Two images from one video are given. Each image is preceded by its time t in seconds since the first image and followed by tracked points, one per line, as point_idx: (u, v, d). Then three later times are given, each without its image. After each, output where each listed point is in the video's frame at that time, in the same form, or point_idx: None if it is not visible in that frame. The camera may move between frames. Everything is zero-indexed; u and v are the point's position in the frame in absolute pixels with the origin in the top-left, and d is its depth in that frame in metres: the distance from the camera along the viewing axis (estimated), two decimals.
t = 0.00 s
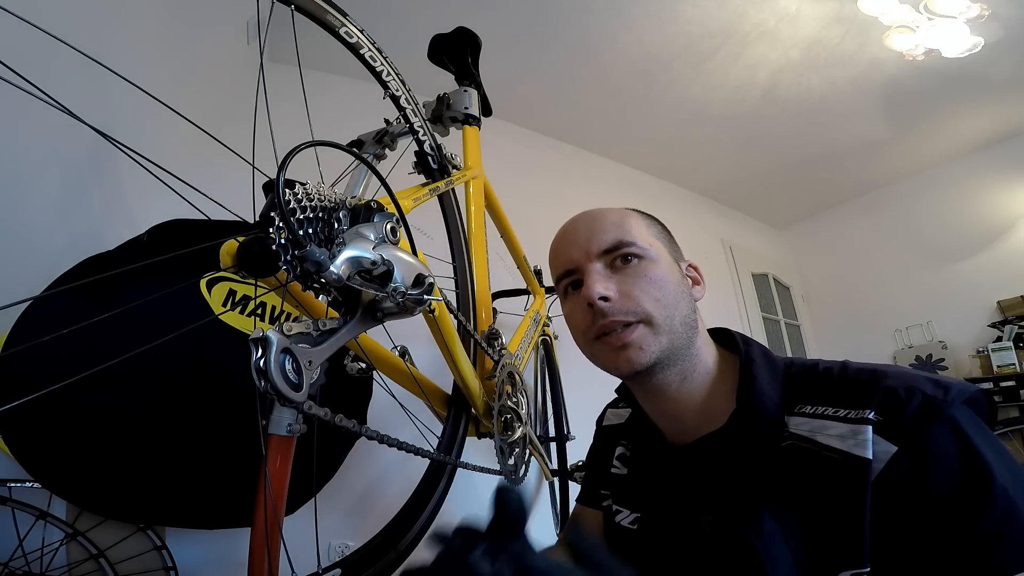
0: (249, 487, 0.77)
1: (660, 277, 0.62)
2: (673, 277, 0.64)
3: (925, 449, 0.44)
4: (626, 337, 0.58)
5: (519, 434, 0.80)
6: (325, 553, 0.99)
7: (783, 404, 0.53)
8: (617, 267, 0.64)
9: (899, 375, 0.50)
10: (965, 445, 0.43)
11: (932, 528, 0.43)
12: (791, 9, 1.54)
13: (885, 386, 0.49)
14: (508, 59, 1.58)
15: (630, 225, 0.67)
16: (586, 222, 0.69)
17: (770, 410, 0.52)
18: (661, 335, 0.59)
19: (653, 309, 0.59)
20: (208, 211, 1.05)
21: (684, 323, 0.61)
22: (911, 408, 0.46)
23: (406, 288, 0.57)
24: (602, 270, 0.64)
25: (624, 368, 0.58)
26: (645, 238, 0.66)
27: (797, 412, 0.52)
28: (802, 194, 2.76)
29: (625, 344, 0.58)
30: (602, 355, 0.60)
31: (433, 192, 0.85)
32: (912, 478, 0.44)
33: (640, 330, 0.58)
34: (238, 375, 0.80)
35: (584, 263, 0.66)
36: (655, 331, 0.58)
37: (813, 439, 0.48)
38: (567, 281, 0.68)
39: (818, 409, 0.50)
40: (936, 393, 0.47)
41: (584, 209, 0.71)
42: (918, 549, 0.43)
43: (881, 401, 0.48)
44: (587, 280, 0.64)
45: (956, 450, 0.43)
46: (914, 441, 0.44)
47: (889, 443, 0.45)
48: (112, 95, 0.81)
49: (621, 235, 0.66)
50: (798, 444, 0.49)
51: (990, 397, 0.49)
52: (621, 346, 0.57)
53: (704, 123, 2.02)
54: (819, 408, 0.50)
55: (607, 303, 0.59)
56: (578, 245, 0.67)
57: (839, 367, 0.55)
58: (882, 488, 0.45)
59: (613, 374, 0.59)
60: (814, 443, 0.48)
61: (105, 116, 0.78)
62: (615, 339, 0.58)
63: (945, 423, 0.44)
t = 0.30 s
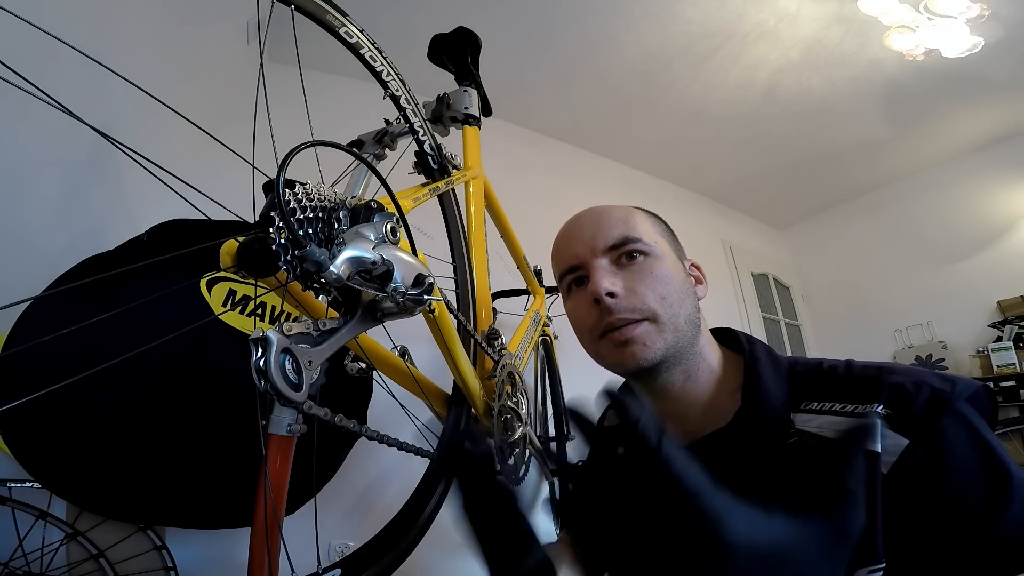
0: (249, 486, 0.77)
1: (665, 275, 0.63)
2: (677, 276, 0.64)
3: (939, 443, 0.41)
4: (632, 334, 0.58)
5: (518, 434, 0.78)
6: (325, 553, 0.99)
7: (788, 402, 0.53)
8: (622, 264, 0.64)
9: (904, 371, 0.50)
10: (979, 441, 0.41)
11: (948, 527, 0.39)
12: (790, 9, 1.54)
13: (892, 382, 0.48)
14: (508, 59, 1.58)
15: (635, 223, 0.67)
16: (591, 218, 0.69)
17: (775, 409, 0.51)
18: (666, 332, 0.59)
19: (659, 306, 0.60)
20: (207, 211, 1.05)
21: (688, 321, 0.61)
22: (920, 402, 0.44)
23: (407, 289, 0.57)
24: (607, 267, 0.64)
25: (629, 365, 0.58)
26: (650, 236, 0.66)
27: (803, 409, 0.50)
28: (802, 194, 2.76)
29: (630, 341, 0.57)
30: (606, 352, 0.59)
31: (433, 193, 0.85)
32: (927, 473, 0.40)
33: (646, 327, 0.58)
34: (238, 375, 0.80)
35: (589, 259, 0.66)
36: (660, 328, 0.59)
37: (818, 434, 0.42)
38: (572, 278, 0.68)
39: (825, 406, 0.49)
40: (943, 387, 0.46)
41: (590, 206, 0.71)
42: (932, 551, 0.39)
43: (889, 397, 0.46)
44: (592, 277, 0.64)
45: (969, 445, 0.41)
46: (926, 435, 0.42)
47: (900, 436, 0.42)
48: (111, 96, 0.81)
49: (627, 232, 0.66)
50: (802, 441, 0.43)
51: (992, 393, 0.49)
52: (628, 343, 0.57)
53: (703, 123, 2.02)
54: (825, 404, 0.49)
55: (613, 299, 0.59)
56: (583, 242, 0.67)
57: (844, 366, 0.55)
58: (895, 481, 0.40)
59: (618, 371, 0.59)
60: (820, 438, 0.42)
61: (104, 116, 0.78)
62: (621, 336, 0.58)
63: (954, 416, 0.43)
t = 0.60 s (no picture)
0: (249, 487, 0.77)
1: (665, 279, 0.62)
2: (677, 279, 0.64)
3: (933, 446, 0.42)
4: (632, 339, 0.58)
5: (519, 434, 0.79)
6: (325, 553, 0.99)
7: (788, 404, 0.53)
8: (622, 268, 0.64)
9: (903, 374, 0.49)
10: (971, 442, 0.42)
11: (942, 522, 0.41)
12: (790, 9, 1.54)
13: (890, 384, 0.47)
14: (508, 60, 1.58)
15: (635, 226, 0.67)
16: (590, 222, 0.68)
17: (776, 411, 0.51)
18: (666, 336, 0.59)
19: (660, 311, 0.60)
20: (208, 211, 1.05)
21: (688, 325, 0.61)
22: (916, 406, 0.44)
23: (406, 289, 0.57)
24: (607, 272, 0.64)
25: (630, 370, 0.58)
26: (650, 239, 0.66)
27: (801, 412, 0.50)
28: (802, 194, 2.76)
29: (631, 346, 0.58)
30: (606, 356, 0.60)
31: (433, 192, 0.85)
32: (922, 474, 0.42)
33: (646, 331, 0.58)
34: (238, 375, 0.80)
35: (589, 263, 0.66)
36: (661, 332, 0.59)
37: (818, 438, 0.45)
38: (571, 282, 0.68)
39: (823, 408, 0.49)
40: (940, 391, 0.46)
41: (589, 209, 0.71)
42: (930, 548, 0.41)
43: (886, 398, 0.46)
44: (592, 281, 0.64)
45: (960, 446, 0.42)
46: (919, 438, 0.43)
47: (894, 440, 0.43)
48: (112, 96, 0.81)
49: (627, 236, 0.66)
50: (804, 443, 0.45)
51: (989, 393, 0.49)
52: (628, 349, 0.57)
53: (703, 123, 2.02)
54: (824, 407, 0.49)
55: (613, 305, 0.59)
56: (583, 246, 0.67)
57: (843, 367, 0.54)
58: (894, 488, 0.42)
59: (618, 375, 0.59)
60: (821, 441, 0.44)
61: (105, 116, 0.78)
62: (621, 341, 0.58)
63: (950, 420, 0.43)
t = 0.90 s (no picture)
0: (249, 487, 0.77)
1: (676, 280, 0.62)
2: (686, 280, 0.64)
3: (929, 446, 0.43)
4: (643, 337, 0.58)
5: (518, 434, 0.79)
6: (325, 553, 0.99)
7: (787, 404, 0.53)
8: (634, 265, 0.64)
9: (899, 374, 0.48)
10: (966, 442, 0.43)
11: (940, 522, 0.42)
12: (790, 9, 1.54)
13: (887, 384, 0.46)
14: (509, 59, 1.58)
15: (648, 223, 0.67)
16: (605, 217, 0.68)
17: (772, 411, 0.51)
18: (675, 338, 0.59)
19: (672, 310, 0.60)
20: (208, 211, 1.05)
21: (696, 326, 0.61)
22: (914, 407, 0.44)
23: (406, 289, 0.57)
24: (619, 267, 0.64)
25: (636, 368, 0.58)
26: (663, 238, 0.66)
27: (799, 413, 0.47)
28: (802, 194, 2.76)
29: (641, 343, 0.58)
30: (614, 352, 0.59)
31: (433, 192, 0.85)
32: (920, 473, 0.42)
33: (654, 330, 0.58)
34: (239, 375, 0.80)
35: (602, 257, 0.65)
36: (671, 332, 0.59)
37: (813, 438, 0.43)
38: (580, 275, 0.67)
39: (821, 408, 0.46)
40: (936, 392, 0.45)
41: (603, 203, 0.70)
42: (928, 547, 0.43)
43: (884, 399, 0.45)
44: (604, 276, 0.63)
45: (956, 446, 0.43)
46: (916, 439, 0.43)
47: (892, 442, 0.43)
48: (112, 96, 0.81)
49: (642, 233, 0.65)
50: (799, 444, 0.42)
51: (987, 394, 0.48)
52: (638, 346, 0.57)
53: (703, 124, 2.02)
54: (822, 407, 0.46)
55: (626, 301, 0.59)
56: (596, 239, 0.66)
57: (840, 367, 0.54)
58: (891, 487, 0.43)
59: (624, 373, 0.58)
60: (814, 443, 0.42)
61: (105, 116, 0.78)
62: (631, 338, 0.58)
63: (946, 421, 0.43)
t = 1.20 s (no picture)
0: (249, 487, 0.77)
1: (674, 278, 0.61)
2: (686, 279, 0.63)
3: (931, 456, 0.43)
4: (627, 336, 0.58)
5: (518, 434, 0.80)
6: (325, 553, 0.99)
7: (793, 409, 0.53)
8: (631, 263, 0.63)
9: (909, 380, 0.49)
10: (975, 452, 0.43)
11: (936, 528, 0.42)
12: (790, 9, 1.54)
13: (896, 390, 0.48)
14: (508, 59, 1.58)
15: (651, 221, 0.66)
16: (606, 215, 0.68)
17: (777, 416, 0.51)
18: (665, 337, 0.58)
19: (661, 310, 0.59)
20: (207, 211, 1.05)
21: (691, 327, 0.60)
22: (921, 415, 0.45)
23: (406, 289, 0.57)
24: (615, 266, 0.64)
25: (623, 366, 0.58)
26: (665, 236, 0.65)
27: (805, 416, 0.51)
28: (802, 194, 2.75)
29: (625, 342, 0.58)
30: (604, 350, 0.60)
31: (433, 192, 0.85)
32: (917, 480, 0.43)
33: (644, 329, 0.58)
34: (238, 375, 0.80)
35: (599, 255, 0.65)
36: (658, 332, 0.58)
37: (821, 443, 0.48)
38: (581, 272, 0.68)
39: (828, 413, 0.49)
40: (946, 400, 0.46)
41: (608, 201, 0.70)
42: (923, 555, 0.43)
43: (891, 405, 0.47)
44: (598, 274, 0.64)
45: (965, 455, 0.43)
46: (920, 447, 0.44)
47: (895, 448, 0.45)
48: (112, 96, 0.81)
49: (641, 231, 0.65)
50: (805, 449, 0.48)
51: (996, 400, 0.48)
52: (622, 344, 0.58)
53: (703, 124, 2.02)
54: (829, 412, 0.49)
55: (614, 299, 0.59)
56: (595, 238, 0.66)
57: (850, 371, 0.54)
58: (891, 492, 0.44)
59: (611, 369, 0.59)
60: (822, 447, 0.47)
61: (104, 116, 0.78)
62: (617, 336, 0.58)
63: (955, 430, 0.44)
